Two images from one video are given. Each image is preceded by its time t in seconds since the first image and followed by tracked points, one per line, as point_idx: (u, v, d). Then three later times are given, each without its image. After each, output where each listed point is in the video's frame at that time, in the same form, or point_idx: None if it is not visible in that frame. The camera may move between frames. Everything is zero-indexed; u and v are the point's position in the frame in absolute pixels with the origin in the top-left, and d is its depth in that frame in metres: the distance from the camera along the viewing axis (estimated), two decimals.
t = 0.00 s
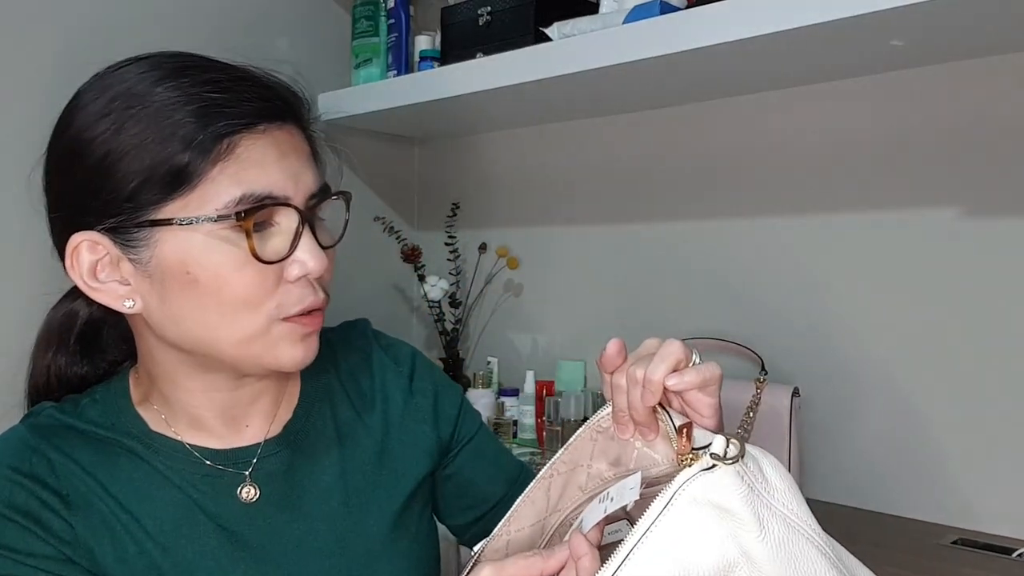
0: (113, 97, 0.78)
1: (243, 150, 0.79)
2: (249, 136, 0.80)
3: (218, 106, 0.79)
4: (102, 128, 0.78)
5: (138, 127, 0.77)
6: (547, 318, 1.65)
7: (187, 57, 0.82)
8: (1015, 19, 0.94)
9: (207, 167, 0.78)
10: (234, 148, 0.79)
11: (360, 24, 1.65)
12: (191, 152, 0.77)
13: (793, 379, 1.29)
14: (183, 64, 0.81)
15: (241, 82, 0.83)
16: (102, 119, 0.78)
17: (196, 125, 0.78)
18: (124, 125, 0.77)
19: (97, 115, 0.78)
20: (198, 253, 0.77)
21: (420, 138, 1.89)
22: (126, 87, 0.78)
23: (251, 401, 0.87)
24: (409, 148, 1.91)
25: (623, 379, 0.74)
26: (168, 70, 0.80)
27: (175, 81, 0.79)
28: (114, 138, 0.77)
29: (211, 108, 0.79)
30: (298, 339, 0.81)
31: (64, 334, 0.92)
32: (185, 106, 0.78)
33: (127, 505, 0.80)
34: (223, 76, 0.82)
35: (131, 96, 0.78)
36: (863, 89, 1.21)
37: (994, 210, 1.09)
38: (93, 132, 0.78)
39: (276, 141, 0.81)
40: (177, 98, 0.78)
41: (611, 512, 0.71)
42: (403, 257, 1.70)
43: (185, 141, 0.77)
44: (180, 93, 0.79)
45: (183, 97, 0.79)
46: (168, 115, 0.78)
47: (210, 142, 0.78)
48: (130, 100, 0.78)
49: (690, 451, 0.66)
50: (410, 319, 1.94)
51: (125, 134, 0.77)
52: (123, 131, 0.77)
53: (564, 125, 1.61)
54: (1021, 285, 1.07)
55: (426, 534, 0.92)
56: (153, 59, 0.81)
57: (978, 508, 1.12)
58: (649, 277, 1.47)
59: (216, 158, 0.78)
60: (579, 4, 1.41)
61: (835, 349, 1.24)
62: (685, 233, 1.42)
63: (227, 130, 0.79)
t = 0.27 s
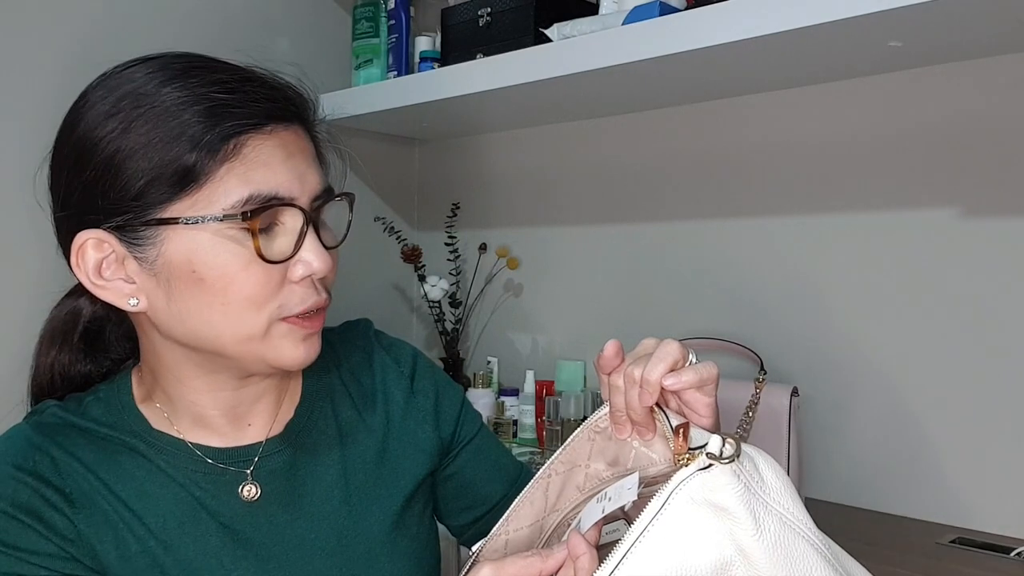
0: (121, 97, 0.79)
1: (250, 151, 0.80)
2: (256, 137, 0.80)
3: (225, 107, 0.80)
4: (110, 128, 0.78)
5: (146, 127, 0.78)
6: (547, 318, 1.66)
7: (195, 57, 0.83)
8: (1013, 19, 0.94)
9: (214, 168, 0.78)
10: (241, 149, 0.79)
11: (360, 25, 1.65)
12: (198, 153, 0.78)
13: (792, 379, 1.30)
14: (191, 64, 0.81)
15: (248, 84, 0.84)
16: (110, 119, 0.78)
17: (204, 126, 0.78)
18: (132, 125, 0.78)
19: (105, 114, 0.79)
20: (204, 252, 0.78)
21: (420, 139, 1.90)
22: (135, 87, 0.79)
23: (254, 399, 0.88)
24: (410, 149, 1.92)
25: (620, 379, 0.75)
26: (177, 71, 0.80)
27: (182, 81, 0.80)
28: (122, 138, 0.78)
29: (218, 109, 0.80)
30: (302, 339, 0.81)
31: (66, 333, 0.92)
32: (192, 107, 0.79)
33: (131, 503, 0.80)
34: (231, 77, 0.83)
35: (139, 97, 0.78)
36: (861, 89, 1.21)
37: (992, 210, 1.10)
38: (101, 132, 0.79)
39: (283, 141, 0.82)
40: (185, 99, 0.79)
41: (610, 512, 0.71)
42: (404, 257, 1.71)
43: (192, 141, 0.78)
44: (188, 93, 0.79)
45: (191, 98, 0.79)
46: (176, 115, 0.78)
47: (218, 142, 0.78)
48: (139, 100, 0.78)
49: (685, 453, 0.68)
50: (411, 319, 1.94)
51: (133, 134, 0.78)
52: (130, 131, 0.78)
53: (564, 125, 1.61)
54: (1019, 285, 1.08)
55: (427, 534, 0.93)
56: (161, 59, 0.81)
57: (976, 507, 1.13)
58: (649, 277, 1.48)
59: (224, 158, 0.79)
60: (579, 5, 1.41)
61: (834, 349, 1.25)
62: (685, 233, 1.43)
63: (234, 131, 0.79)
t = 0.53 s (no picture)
0: (121, 97, 0.78)
1: (250, 151, 0.80)
2: (256, 137, 0.80)
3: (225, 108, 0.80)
4: (110, 128, 0.78)
5: (146, 127, 0.78)
6: (546, 317, 1.66)
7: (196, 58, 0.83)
8: (1014, 19, 0.94)
9: (214, 168, 0.78)
10: (242, 149, 0.79)
11: (361, 25, 1.65)
12: (198, 153, 0.78)
13: (792, 379, 1.30)
14: (192, 65, 0.81)
15: (249, 84, 0.83)
16: (110, 119, 0.78)
17: (205, 126, 0.78)
18: (132, 125, 0.78)
19: (105, 114, 0.79)
20: (204, 252, 0.78)
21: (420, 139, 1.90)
22: (135, 87, 0.79)
23: (253, 399, 0.88)
24: (409, 149, 1.92)
25: (614, 375, 0.74)
26: (178, 71, 0.80)
27: (183, 81, 0.80)
28: (123, 137, 0.78)
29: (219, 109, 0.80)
30: (301, 339, 0.81)
31: (65, 332, 0.92)
32: (193, 107, 0.79)
33: (130, 504, 0.80)
34: (231, 77, 0.83)
35: (140, 97, 0.78)
36: (861, 89, 1.21)
37: (992, 210, 1.10)
38: (101, 131, 0.79)
39: (284, 142, 0.82)
40: (186, 99, 0.79)
41: (604, 507, 0.71)
42: (404, 257, 1.71)
43: (192, 142, 0.78)
44: (189, 93, 0.79)
45: (191, 98, 0.79)
46: (177, 116, 0.78)
47: (218, 143, 0.78)
48: (140, 101, 0.78)
49: (679, 446, 0.66)
50: (411, 319, 1.94)
51: (134, 134, 0.78)
52: (131, 131, 0.78)
53: (564, 125, 1.61)
54: (1019, 285, 1.08)
55: (426, 534, 0.93)
56: (162, 59, 0.81)
57: (976, 507, 1.12)
58: (649, 278, 1.48)
59: (224, 159, 0.79)
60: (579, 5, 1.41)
61: (835, 349, 1.25)
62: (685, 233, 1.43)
63: (234, 131, 0.79)
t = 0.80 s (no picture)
0: (120, 97, 0.78)
1: (250, 151, 0.80)
2: (255, 137, 0.80)
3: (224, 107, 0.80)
4: (109, 127, 0.78)
5: (146, 127, 0.78)
6: (546, 317, 1.66)
7: (194, 58, 0.83)
8: (1014, 19, 0.94)
9: (214, 168, 0.78)
10: (241, 149, 0.79)
11: (360, 25, 1.65)
12: (198, 153, 0.78)
13: (792, 379, 1.30)
14: (190, 65, 0.81)
15: (247, 84, 0.83)
16: (109, 118, 0.78)
17: (203, 126, 0.78)
18: (131, 125, 0.78)
19: (104, 114, 0.78)
20: (203, 252, 0.78)
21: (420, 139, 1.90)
22: (134, 87, 0.79)
23: (251, 399, 0.88)
24: (409, 149, 1.92)
25: (610, 371, 0.75)
26: (176, 71, 0.80)
27: (182, 81, 0.80)
28: (122, 137, 0.78)
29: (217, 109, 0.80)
30: (300, 339, 0.81)
31: (63, 334, 0.92)
32: (192, 107, 0.79)
33: (128, 504, 0.80)
34: (230, 77, 0.83)
35: (138, 97, 0.78)
36: (861, 89, 1.21)
37: (992, 210, 1.10)
38: (100, 131, 0.78)
39: (283, 142, 0.82)
40: (185, 99, 0.79)
41: (602, 502, 0.71)
42: (404, 257, 1.71)
43: (192, 141, 0.78)
44: (188, 93, 0.79)
45: (190, 98, 0.79)
46: (175, 115, 0.78)
47: (217, 143, 0.78)
48: (139, 101, 0.78)
49: (675, 440, 0.67)
50: (411, 319, 1.94)
51: (133, 134, 0.78)
52: (130, 131, 0.78)
53: (564, 125, 1.61)
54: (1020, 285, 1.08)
55: (425, 532, 0.93)
56: (161, 59, 0.81)
57: (976, 507, 1.12)
58: (649, 278, 1.48)
59: (223, 159, 0.79)
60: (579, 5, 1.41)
61: (835, 349, 1.25)
62: (685, 233, 1.43)
63: (233, 131, 0.79)
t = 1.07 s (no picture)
0: (122, 97, 0.78)
1: (251, 151, 0.80)
2: (257, 137, 0.80)
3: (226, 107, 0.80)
4: (111, 128, 0.78)
5: (147, 127, 0.78)
6: (546, 317, 1.66)
7: (196, 58, 0.83)
8: (1014, 19, 0.94)
9: (215, 168, 0.78)
10: (242, 149, 0.79)
11: (361, 25, 1.65)
12: (199, 153, 0.78)
13: (792, 379, 1.30)
14: (192, 65, 0.81)
15: (249, 84, 0.84)
16: (111, 118, 0.78)
17: (205, 126, 0.78)
18: (133, 125, 0.78)
19: (106, 113, 0.79)
20: (205, 252, 0.78)
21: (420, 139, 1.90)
22: (136, 87, 0.79)
23: (250, 398, 0.88)
24: (409, 149, 1.92)
25: (608, 371, 0.75)
26: (178, 71, 0.80)
27: (184, 81, 0.80)
28: (123, 137, 0.78)
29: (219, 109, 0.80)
30: (300, 339, 0.81)
31: (63, 332, 0.92)
32: (193, 107, 0.79)
33: (128, 504, 0.80)
34: (232, 78, 0.83)
35: (140, 97, 0.78)
36: (861, 89, 1.21)
37: (992, 210, 1.10)
38: (101, 131, 0.79)
39: (284, 142, 0.82)
40: (186, 99, 0.79)
41: (601, 502, 0.71)
42: (404, 257, 1.71)
43: (193, 141, 0.78)
44: (189, 93, 0.79)
45: (191, 98, 0.79)
46: (177, 115, 0.78)
47: (219, 143, 0.78)
48: (140, 101, 0.78)
49: (673, 439, 0.67)
50: (411, 319, 1.94)
51: (134, 134, 0.78)
52: (132, 131, 0.78)
53: (564, 125, 1.61)
54: (1020, 285, 1.08)
55: (424, 532, 0.93)
56: (162, 59, 0.81)
57: (976, 507, 1.12)
58: (649, 278, 1.48)
59: (224, 159, 0.79)
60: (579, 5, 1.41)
61: (835, 350, 1.25)
62: (684, 233, 1.43)
63: (235, 131, 0.79)
